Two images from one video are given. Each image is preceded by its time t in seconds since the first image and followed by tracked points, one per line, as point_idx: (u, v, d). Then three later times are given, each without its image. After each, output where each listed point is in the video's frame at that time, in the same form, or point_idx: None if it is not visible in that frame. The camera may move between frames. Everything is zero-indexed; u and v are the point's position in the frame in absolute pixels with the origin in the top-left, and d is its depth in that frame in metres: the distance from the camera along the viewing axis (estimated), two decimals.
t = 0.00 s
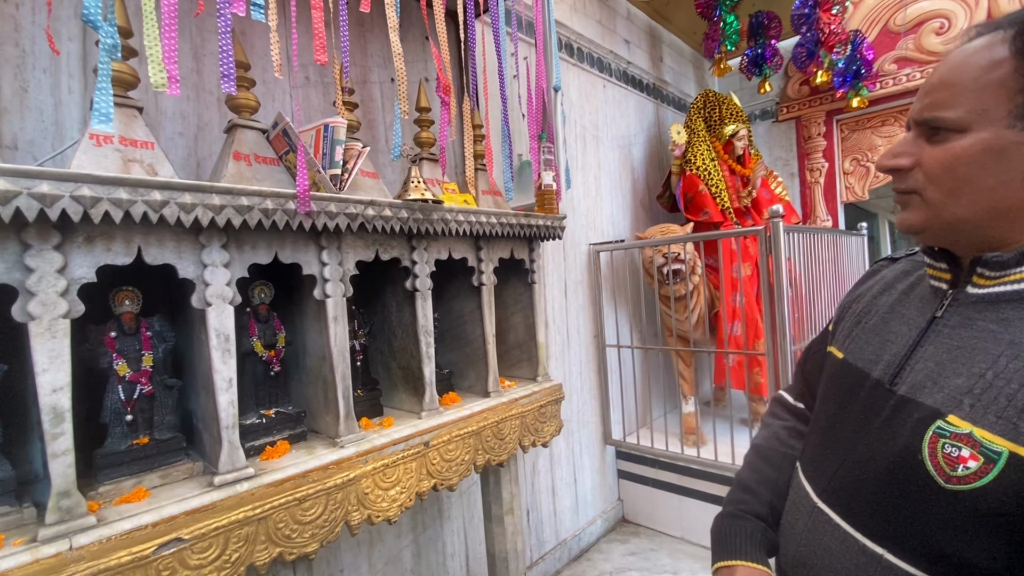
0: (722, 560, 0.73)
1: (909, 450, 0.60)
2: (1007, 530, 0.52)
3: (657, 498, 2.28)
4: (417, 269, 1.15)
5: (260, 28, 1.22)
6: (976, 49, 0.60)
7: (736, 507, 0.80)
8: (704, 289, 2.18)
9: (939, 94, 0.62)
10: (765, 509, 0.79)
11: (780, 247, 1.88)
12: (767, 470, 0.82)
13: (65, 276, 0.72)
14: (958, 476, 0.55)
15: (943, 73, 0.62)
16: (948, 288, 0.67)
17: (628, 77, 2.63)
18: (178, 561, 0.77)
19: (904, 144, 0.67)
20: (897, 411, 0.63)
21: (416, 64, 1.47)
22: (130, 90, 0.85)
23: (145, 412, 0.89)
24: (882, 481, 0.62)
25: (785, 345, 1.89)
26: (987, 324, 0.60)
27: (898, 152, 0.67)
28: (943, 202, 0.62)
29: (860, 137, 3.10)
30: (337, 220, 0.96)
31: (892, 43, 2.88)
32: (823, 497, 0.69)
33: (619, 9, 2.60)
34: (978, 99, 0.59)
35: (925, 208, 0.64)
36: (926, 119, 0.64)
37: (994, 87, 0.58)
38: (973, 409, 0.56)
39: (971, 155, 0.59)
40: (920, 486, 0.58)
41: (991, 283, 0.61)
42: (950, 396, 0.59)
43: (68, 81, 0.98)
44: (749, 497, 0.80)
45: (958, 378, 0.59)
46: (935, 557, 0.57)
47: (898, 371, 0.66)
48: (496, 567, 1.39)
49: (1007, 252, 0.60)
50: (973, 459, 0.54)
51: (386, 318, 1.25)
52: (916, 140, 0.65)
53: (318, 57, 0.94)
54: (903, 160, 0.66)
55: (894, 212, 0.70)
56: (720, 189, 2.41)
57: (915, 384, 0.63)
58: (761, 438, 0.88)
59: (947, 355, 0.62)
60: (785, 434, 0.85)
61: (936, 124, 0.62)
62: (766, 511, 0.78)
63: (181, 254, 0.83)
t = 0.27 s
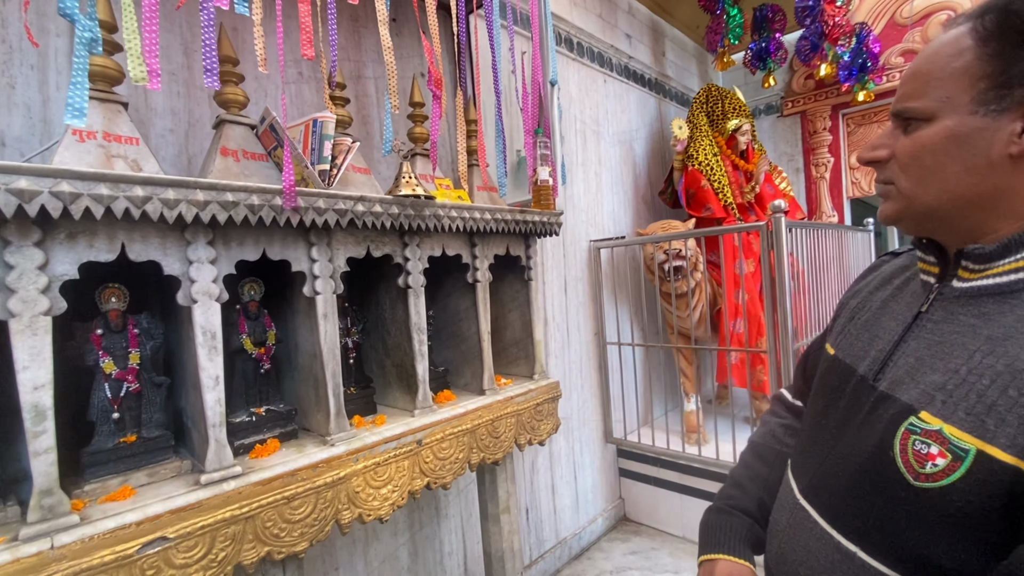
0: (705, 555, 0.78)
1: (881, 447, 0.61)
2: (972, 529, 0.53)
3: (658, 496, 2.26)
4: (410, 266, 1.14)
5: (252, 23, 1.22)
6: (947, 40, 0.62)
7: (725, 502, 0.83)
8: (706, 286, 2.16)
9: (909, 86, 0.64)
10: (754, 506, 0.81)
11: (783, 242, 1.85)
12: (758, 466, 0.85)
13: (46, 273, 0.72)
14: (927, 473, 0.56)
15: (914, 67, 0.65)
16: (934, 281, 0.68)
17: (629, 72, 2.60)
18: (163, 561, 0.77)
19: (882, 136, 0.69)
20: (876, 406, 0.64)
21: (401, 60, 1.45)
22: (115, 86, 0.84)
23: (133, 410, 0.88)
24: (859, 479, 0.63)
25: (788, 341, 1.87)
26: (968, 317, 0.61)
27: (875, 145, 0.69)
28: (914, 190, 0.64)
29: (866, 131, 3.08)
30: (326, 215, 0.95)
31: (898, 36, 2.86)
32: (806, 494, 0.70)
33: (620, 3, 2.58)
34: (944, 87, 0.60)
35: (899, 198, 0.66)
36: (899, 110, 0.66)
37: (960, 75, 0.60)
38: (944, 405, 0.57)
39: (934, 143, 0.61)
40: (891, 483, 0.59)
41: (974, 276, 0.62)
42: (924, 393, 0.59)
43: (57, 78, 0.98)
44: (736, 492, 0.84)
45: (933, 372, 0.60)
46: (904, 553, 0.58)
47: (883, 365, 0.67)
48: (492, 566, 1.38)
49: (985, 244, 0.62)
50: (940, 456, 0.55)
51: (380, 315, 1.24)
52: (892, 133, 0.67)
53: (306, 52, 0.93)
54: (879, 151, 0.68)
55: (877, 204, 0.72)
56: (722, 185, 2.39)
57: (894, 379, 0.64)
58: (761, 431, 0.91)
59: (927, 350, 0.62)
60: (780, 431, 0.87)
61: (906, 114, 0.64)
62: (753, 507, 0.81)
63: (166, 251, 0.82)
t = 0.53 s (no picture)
0: (697, 549, 0.80)
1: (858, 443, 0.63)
2: (938, 525, 0.55)
3: (655, 495, 2.26)
4: (403, 266, 1.13)
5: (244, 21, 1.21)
6: (923, 40, 0.63)
7: (719, 499, 0.84)
8: (703, 285, 2.16)
9: (888, 85, 0.66)
10: (748, 503, 0.83)
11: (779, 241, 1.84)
12: (756, 466, 0.86)
13: (31, 274, 0.71)
14: (898, 470, 0.57)
15: (893, 66, 0.66)
16: (920, 279, 0.69)
17: (627, 70, 2.59)
18: (151, 563, 0.76)
19: (865, 135, 0.70)
20: (859, 404, 0.66)
21: (392, 61, 1.44)
22: (103, 85, 0.84)
23: (121, 412, 0.88)
24: (838, 477, 0.64)
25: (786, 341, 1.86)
26: (948, 317, 0.61)
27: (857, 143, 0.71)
28: (891, 187, 0.65)
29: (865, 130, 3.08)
30: (317, 215, 0.95)
31: (897, 34, 2.88)
32: (792, 491, 0.72)
33: (618, 2, 2.57)
34: (918, 86, 0.62)
35: (880, 195, 0.67)
36: (880, 110, 0.67)
37: (933, 73, 0.61)
38: (918, 404, 0.58)
39: (908, 141, 0.62)
40: (867, 480, 0.61)
41: (956, 275, 0.63)
42: (900, 392, 0.60)
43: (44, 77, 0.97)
44: (732, 490, 0.85)
45: (911, 370, 0.61)
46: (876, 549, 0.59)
47: (870, 363, 0.68)
48: (488, 567, 1.37)
49: (964, 243, 0.62)
50: (909, 452, 0.57)
51: (374, 316, 1.23)
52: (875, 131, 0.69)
53: (296, 51, 0.92)
54: (861, 150, 0.69)
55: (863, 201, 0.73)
56: (720, 184, 2.38)
57: (876, 378, 0.65)
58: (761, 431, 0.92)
59: (908, 349, 0.64)
60: (780, 432, 0.88)
61: (884, 113, 0.66)
62: (747, 504, 0.83)
63: (154, 250, 0.81)
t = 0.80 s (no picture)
0: (695, 557, 0.79)
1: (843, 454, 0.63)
2: (921, 537, 0.54)
3: (648, 498, 2.26)
4: (392, 270, 1.12)
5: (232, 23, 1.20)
6: (901, 46, 0.64)
7: (717, 506, 0.84)
8: (696, 288, 2.17)
9: (868, 90, 0.67)
10: (746, 510, 0.82)
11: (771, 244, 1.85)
12: (754, 471, 0.86)
13: (10, 280, 0.69)
14: (881, 480, 0.57)
15: (873, 71, 0.67)
16: (904, 286, 0.69)
17: (619, 73, 2.59)
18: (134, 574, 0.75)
19: (847, 140, 0.71)
20: (847, 412, 0.65)
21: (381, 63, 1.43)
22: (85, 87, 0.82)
23: (104, 420, 0.86)
24: (825, 487, 0.64)
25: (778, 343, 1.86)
26: (930, 324, 0.61)
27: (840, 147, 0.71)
28: (869, 191, 0.65)
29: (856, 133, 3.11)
30: (305, 219, 0.93)
31: (887, 38, 2.91)
32: (783, 501, 0.72)
33: (610, 5, 2.57)
34: (895, 90, 0.62)
35: (860, 198, 0.68)
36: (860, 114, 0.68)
37: (909, 78, 0.61)
38: (899, 413, 0.58)
39: (883, 144, 0.63)
40: (852, 491, 0.61)
41: (938, 282, 0.63)
42: (884, 402, 0.60)
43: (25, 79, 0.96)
44: (729, 496, 0.84)
45: (892, 380, 0.61)
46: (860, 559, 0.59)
47: (856, 371, 0.68)
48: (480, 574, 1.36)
49: (944, 248, 0.62)
50: (891, 463, 0.57)
51: (364, 320, 1.22)
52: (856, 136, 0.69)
53: (282, 53, 0.91)
54: (842, 154, 0.70)
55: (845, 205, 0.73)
56: (712, 187, 2.39)
57: (862, 386, 0.65)
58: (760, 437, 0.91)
59: (891, 358, 0.64)
60: (778, 437, 0.87)
61: (863, 117, 0.66)
62: (744, 511, 0.82)
63: (137, 256, 0.80)
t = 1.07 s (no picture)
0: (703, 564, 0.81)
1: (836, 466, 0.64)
2: (910, 549, 0.55)
3: (640, 500, 2.25)
4: (381, 272, 1.10)
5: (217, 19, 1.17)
6: (881, 50, 0.66)
7: (724, 513, 0.86)
8: (687, 289, 2.16)
9: (851, 95, 0.69)
10: (752, 516, 0.84)
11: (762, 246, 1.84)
12: (761, 477, 0.87)
13: None
14: (870, 494, 0.59)
15: (857, 77, 0.69)
16: (893, 294, 0.71)
17: (610, 74, 2.59)
18: None
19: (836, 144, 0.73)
20: (839, 420, 0.68)
21: (368, 62, 1.41)
22: (60, 83, 0.79)
23: (79, 428, 0.83)
24: (818, 498, 0.65)
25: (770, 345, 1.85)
26: (916, 334, 0.63)
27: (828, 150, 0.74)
28: (852, 194, 0.68)
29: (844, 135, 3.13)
30: (290, 221, 0.91)
31: (875, 41, 2.94)
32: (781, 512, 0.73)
33: (601, 5, 2.57)
34: (874, 94, 0.64)
35: (845, 202, 0.70)
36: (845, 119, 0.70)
37: (886, 81, 0.64)
38: (886, 426, 0.60)
39: (863, 147, 0.65)
40: (843, 504, 0.62)
41: (924, 291, 0.64)
42: (872, 414, 0.62)
43: None
44: (736, 504, 0.86)
45: (881, 390, 0.63)
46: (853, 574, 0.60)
47: (850, 378, 0.71)
48: None
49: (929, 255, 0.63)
50: (879, 476, 0.58)
51: (352, 323, 1.20)
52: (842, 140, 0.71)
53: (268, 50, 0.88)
54: (829, 158, 0.72)
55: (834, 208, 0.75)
56: (703, 188, 2.39)
57: (853, 395, 0.67)
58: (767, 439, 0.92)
59: (880, 368, 0.65)
60: (783, 440, 0.89)
61: (847, 121, 0.69)
62: (751, 518, 0.84)
63: (114, 258, 0.77)
